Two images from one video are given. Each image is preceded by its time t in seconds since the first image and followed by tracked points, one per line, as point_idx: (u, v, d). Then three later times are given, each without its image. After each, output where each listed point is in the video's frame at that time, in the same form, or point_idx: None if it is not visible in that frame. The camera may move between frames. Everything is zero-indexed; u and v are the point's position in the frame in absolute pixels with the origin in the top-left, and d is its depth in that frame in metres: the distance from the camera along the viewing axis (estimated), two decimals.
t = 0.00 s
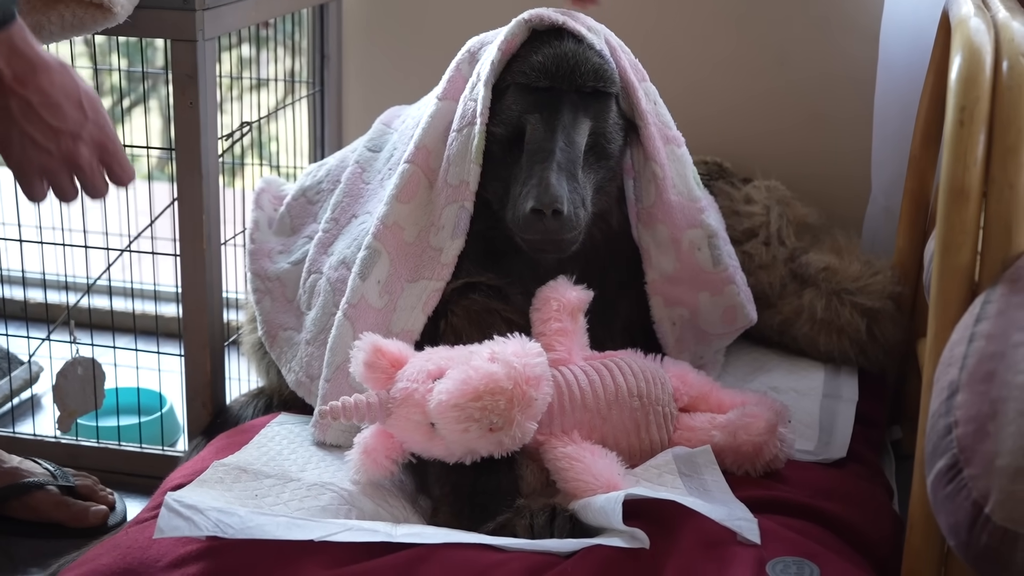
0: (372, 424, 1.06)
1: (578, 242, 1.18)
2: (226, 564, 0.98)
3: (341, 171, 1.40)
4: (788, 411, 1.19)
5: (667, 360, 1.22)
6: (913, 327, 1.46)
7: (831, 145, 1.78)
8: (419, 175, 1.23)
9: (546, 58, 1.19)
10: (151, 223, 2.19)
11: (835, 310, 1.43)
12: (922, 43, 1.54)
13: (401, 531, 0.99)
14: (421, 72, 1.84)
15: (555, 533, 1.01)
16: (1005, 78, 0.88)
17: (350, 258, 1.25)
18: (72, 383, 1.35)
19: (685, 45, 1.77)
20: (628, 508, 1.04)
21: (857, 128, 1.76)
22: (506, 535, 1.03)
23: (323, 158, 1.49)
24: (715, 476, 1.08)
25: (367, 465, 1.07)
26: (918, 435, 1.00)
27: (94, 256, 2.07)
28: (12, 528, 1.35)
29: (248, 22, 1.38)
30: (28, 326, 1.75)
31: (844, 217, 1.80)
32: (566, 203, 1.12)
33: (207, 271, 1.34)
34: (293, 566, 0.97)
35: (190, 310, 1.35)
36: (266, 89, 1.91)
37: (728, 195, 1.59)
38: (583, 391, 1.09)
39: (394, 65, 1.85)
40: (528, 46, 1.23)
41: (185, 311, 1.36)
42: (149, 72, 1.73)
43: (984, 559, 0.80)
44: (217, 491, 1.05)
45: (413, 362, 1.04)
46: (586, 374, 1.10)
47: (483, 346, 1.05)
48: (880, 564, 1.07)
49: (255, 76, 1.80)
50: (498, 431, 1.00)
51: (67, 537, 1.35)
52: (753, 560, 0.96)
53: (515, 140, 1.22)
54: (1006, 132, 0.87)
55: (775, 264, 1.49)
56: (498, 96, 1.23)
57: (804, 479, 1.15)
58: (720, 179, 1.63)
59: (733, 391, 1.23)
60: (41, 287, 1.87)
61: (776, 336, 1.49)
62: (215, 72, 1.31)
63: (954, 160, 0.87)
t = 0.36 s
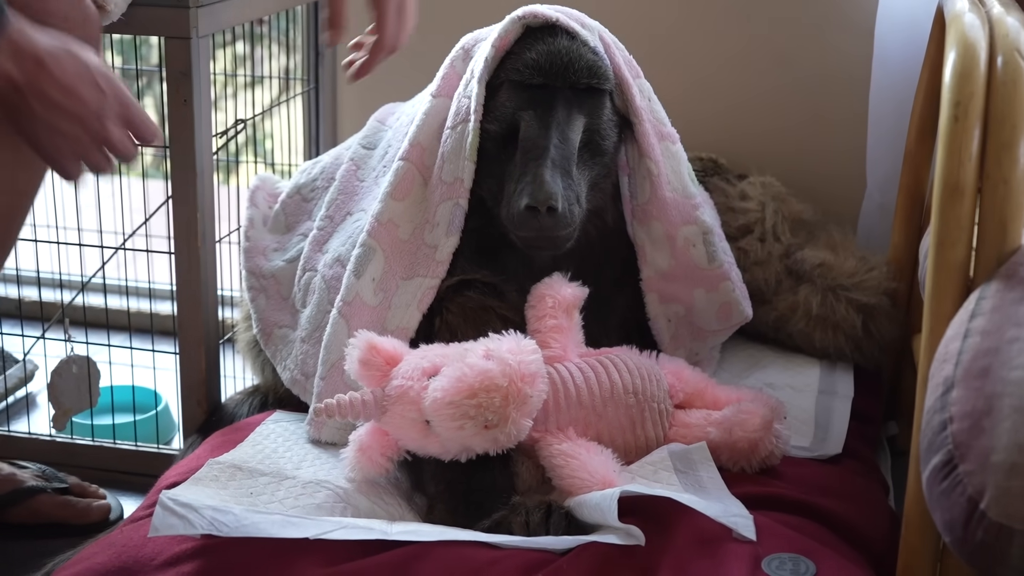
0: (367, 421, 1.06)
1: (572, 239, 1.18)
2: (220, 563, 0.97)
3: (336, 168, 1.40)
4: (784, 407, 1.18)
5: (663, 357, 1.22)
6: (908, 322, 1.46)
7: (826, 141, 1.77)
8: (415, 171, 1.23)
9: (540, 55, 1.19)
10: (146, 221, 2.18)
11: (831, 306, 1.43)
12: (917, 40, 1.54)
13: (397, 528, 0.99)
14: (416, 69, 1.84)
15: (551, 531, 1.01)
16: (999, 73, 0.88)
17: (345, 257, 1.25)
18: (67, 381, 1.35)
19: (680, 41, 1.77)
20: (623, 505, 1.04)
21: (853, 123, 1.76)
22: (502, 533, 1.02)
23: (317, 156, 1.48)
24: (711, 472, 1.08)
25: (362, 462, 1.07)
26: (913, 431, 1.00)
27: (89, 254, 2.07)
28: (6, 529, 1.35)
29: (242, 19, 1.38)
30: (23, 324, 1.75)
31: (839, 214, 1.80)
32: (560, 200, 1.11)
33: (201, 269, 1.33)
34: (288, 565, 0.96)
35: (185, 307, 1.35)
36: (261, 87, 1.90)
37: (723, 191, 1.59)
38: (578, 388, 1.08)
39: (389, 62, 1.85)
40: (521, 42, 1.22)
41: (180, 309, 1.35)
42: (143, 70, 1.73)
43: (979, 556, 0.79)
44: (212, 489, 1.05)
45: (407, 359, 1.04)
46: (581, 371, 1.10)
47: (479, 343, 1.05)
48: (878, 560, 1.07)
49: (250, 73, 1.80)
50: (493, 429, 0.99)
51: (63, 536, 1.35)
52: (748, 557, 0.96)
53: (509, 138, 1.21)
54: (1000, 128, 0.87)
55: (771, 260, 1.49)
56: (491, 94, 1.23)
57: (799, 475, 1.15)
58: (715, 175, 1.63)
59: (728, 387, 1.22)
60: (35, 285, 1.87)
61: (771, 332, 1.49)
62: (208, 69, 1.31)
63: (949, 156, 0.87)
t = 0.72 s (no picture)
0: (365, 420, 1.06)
1: (570, 237, 1.18)
2: (218, 562, 0.97)
3: (333, 168, 1.40)
4: (781, 405, 1.19)
5: (660, 355, 1.22)
6: (905, 320, 1.46)
7: (823, 138, 1.78)
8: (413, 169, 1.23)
9: (536, 53, 1.19)
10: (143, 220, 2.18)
11: (828, 304, 1.43)
12: (914, 39, 1.54)
13: (394, 527, 0.99)
14: (413, 67, 1.84)
15: (548, 529, 1.01)
16: (995, 71, 0.88)
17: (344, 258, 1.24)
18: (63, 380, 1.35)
19: (677, 39, 1.77)
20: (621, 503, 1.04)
21: (850, 121, 1.76)
22: (499, 531, 1.02)
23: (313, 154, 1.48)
24: (708, 471, 1.09)
25: (360, 461, 1.07)
26: (910, 429, 1.00)
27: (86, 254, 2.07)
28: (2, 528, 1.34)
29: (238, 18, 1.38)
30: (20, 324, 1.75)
31: (836, 211, 1.80)
32: (558, 198, 1.11)
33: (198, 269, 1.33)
34: (285, 564, 0.96)
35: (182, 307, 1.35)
36: (258, 86, 1.90)
37: (720, 189, 1.59)
38: (575, 387, 1.08)
39: (385, 61, 1.84)
40: (518, 41, 1.22)
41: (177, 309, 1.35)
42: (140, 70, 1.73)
43: (977, 553, 0.78)
44: (209, 488, 1.05)
45: (405, 358, 1.04)
46: (578, 369, 1.10)
47: (476, 342, 1.05)
48: (874, 559, 1.06)
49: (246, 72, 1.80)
50: (491, 428, 0.99)
51: (61, 535, 1.34)
52: (746, 554, 0.96)
53: (506, 136, 1.21)
54: (996, 125, 0.87)
55: (768, 258, 1.49)
56: (488, 93, 1.23)
57: (796, 473, 1.15)
58: (712, 173, 1.63)
59: (726, 385, 1.22)
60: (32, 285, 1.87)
61: (768, 331, 1.49)
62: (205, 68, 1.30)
63: (945, 154, 0.87)
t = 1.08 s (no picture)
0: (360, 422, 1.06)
1: (565, 238, 1.18)
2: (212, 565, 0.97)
3: (329, 172, 1.39)
4: (777, 405, 1.18)
5: (655, 356, 1.22)
6: (901, 319, 1.46)
7: (818, 138, 1.77)
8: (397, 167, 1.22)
9: (530, 54, 1.19)
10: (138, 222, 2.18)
11: (823, 304, 1.43)
12: (908, 39, 1.54)
13: (389, 530, 0.99)
14: (407, 68, 1.83)
15: (544, 531, 1.01)
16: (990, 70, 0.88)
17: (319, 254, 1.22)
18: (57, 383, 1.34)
19: (673, 39, 1.77)
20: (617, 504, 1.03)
21: (845, 120, 1.76)
22: (494, 533, 1.02)
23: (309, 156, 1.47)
24: (704, 472, 1.08)
25: (356, 463, 1.07)
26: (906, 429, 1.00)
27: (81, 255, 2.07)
28: None
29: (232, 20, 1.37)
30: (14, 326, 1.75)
31: (832, 211, 1.80)
32: (552, 200, 1.11)
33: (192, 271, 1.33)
34: (280, 567, 0.96)
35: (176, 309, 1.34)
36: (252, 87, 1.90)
37: (715, 189, 1.59)
38: (571, 387, 1.08)
39: (380, 62, 1.84)
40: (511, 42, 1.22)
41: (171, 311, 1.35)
42: (134, 71, 1.73)
43: (972, 554, 0.78)
44: (204, 491, 1.05)
45: (400, 360, 1.04)
46: (573, 370, 1.10)
47: (471, 343, 1.05)
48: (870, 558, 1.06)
49: (241, 73, 1.79)
50: (486, 429, 0.99)
51: (55, 538, 1.33)
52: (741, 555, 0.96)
53: (500, 138, 1.21)
54: (991, 125, 0.87)
55: (763, 258, 1.49)
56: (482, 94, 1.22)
57: (792, 473, 1.15)
58: (707, 173, 1.63)
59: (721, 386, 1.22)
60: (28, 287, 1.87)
61: (764, 331, 1.49)
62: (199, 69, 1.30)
63: (940, 154, 0.87)
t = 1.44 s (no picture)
0: (356, 425, 1.06)
1: (561, 241, 1.18)
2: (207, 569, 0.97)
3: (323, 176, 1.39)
4: (774, 407, 1.18)
5: (652, 358, 1.22)
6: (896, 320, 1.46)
7: (814, 139, 1.77)
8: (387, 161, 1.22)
9: (526, 57, 1.18)
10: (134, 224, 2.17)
11: (819, 305, 1.43)
12: (904, 39, 1.54)
13: (385, 533, 0.98)
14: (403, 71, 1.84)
15: (541, 533, 1.01)
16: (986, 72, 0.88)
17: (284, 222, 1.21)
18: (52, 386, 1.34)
19: (669, 40, 1.76)
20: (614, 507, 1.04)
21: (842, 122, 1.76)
22: (491, 536, 1.02)
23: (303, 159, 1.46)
24: (701, 474, 1.08)
25: (353, 466, 1.07)
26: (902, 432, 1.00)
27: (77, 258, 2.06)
28: None
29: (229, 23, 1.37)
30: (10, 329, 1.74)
31: (828, 212, 1.80)
32: (548, 202, 1.11)
33: (188, 274, 1.32)
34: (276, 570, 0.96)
35: (171, 311, 1.34)
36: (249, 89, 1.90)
37: (711, 191, 1.59)
38: (567, 390, 1.08)
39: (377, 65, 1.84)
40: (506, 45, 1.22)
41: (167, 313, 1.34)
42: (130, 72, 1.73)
43: (968, 556, 0.78)
44: (201, 494, 1.04)
45: (396, 362, 1.04)
46: (570, 373, 1.10)
47: (467, 346, 1.05)
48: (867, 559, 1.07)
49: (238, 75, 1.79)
50: (483, 432, 0.99)
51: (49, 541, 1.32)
52: (737, 557, 0.95)
53: (496, 140, 1.21)
54: (987, 126, 0.87)
55: (760, 260, 1.49)
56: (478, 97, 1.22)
57: (788, 475, 1.15)
58: (703, 175, 1.63)
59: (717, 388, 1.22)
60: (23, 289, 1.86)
61: (760, 332, 1.49)
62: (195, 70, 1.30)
63: (936, 156, 0.87)
